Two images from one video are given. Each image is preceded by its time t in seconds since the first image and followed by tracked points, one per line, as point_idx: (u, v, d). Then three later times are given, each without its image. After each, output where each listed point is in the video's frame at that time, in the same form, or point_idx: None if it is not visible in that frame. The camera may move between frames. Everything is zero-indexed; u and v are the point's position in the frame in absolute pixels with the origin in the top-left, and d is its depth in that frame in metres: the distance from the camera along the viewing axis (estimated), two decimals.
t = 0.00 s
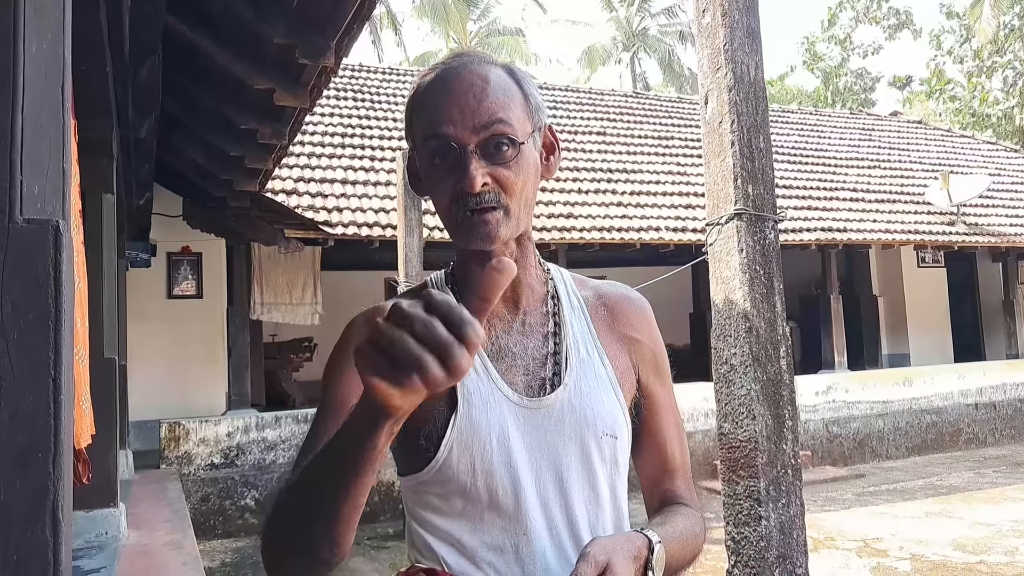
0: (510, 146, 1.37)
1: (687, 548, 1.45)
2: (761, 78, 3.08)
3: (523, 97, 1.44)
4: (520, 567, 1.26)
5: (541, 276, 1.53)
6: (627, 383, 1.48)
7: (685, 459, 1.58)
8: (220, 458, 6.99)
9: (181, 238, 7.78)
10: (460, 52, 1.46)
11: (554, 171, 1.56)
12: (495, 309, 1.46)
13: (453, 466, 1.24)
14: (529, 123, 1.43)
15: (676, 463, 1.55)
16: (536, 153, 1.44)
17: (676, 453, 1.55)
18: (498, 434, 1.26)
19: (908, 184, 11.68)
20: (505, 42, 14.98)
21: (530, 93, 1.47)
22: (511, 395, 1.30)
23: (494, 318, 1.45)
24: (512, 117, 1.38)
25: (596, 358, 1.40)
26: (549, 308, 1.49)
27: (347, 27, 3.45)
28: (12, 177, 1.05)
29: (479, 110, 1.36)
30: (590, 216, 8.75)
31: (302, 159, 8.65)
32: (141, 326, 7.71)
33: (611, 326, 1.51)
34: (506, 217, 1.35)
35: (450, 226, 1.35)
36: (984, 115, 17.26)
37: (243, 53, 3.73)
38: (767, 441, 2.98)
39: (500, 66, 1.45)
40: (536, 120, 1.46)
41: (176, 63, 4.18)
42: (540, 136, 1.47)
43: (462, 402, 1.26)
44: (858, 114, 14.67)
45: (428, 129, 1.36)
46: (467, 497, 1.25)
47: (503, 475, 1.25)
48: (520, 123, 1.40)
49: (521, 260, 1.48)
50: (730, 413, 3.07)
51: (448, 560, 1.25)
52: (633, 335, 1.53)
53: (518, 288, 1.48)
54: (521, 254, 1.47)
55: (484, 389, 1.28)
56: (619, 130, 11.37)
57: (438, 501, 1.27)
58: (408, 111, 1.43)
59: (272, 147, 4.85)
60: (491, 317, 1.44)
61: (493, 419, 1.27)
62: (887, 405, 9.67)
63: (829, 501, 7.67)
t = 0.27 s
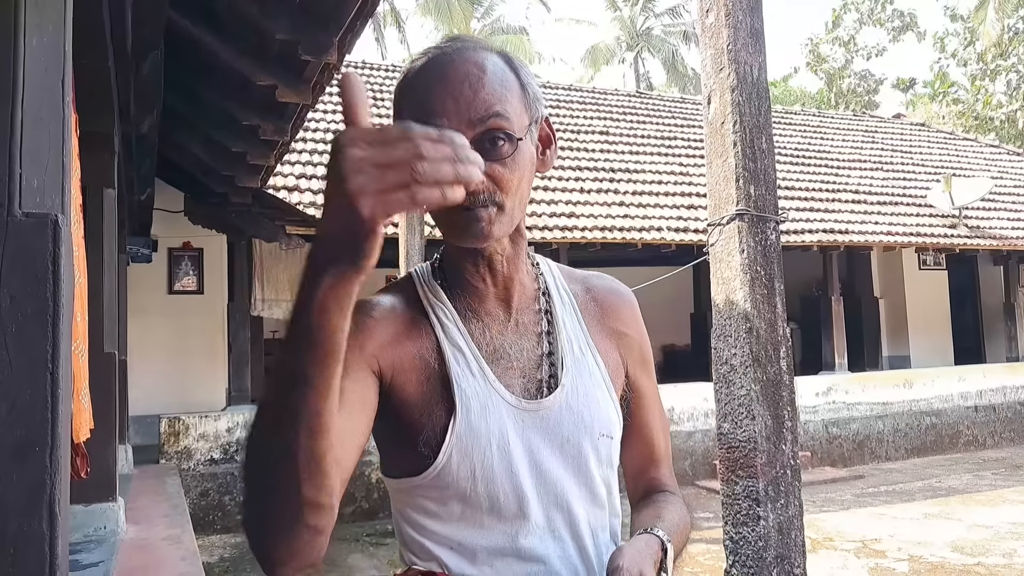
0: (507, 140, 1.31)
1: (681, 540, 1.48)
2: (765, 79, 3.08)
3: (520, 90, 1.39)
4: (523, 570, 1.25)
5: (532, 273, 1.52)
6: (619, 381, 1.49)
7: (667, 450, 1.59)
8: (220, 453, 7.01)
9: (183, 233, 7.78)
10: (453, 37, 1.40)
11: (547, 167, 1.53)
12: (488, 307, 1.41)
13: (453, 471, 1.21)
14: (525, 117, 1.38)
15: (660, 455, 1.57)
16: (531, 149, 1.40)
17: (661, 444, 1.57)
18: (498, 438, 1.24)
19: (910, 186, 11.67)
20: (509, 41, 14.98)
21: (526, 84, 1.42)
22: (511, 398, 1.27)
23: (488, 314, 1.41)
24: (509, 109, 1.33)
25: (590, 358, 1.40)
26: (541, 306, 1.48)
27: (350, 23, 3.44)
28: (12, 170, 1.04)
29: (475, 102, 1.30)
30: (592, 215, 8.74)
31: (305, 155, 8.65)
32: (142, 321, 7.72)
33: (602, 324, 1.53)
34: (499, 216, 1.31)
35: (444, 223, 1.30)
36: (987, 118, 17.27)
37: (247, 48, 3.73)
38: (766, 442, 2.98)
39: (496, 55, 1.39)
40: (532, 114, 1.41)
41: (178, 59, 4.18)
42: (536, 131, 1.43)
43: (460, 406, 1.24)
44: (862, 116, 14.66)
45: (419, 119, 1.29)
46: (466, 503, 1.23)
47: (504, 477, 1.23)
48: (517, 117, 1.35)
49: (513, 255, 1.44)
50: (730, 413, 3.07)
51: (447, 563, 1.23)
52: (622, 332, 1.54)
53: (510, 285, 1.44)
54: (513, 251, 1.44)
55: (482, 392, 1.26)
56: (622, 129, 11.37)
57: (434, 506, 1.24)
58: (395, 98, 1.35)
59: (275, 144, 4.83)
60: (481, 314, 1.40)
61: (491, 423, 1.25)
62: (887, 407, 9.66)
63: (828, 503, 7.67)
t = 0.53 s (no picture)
0: (505, 139, 1.31)
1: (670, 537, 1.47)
2: (766, 80, 3.08)
3: (519, 86, 1.39)
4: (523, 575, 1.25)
5: (522, 271, 1.53)
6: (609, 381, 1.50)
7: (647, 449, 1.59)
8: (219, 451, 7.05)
9: (184, 231, 7.77)
10: (453, 30, 1.40)
11: (544, 164, 1.54)
12: (481, 306, 1.42)
13: (450, 476, 1.22)
14: (524, 115, 1.38)
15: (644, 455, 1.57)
16: (529, 147, 1.40)
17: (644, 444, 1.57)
18: (494, 442, 1.24)
19: (912, 187, 11.67)
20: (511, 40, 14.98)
21: (525, 79, 1.42)
22: (507, 401, 1.27)
23: (481, 314, 1.42)
24: (508, 108, 1.34)
25: (583, 359, 1.40)
26: (532, 306, 1.48)
27: (352, 22, 3.44)
28: (13, 167, 1.05)
29: (473, 100, 1.30)
30: (593, 215, 8.74)
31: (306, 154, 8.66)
32: (143, 318, 7.73)
33: (593, 324, 1.53)
34: (496, 216, 1.31)
35: (438, 221, 1.30)
36: (989, 119, 17.27)
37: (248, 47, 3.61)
38: (766, 443, 2.97)
39: (494, 50, 1.39)
40: (531, 111, 1.42)
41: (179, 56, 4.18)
42: (533, 128, 1.43)
43: (457, 410, 1.24)
44: (864, 117, 14.65)
45: (415, 116, 1.29)
46: (464, 508, 1.23)
47: (501, 481, 1.23)
48: (516, 115, 1.35)
49: (505, 255, 1.45)
50: (729, 414, 3.07)
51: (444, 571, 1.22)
52: (612, 331, 1.55)
53: (503, 285, 1.45)
54: (505, 250, 1.44)
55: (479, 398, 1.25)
56: (623, 129, 11.37)
57: (429, 512, 1.24)
58: (392, 92, 1.35)
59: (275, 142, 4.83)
60: (476, 314, 1.41)
61: (486, 427, 1.24)
62: (888, 409, 9.65)
63: (828, 504, 7.67)
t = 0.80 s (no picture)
0: (508, 140, 1.32)
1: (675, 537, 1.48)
2: (768, 76, 3.08)
3: (520, 85, 1.39)
4: None
5: (523, 271, 1.53)
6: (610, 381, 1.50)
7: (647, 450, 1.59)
8: (224, 452, 7.04)
9: (187, 233, 7.80)
10: (453, 27, 1.38)
11: (544, 160, 1.55)
12: (482, 305, 1.42)
13: (453, 477, 1.21)
14: (525, 114, 1.39)
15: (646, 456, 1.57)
16: (530, 145, 1.41)
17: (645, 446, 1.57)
18: (498, 442, 1.23)
19: (915, 183, 11.64)
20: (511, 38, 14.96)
21: (525, 77, 1.42)
22: (510, 401, 1.27)
23: (481, 314, 1.41)
24: (510, 108, 1.34)
25: (584, 359, 1.41)
26: (533, 304, 1.49)
27: (352, 22, 3.44)
28: (19, 171, 1.05)
29: (475, 101, 1.29)
30: (595, 213, 8.74)
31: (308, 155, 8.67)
32: (147, 321, 7.75)
33: (593, 324, 1.54)
34: (499, 218, 1.33)
35: (440, 222, 1.31)
36: (992, 113, 17.21)
37: (248, 49, 3.71)
38: (771, 440, 2.97)
39: (495, 45, 1.39)
40: (532, 109, 1.43)
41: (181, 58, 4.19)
42: (534, 127, 1.44)
43: (459, 409, 1.23)
44: (866, 113, 14.61)
45: (417, 118, 1.28)
46: (467, 507, 1.23)
47: (505, 483, 1.23)
48: (517, 116, 1.36)
49: (506, 255, 1.44)
50: (734, 412, 3.08)
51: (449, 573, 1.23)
52: (611, 330, 1.55)
53: (504, 284, 1.45)
54: (507, 248, 1.44)
55: (484, 396, 1.25)
56: (625, 127, 11.35)
57: (431, 513, 1.23)
58: (391, 89, 1.33)
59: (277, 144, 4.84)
60: (478, 315, 1.41)
61: (489, 428, 1.24)
62: (893, 405, 9.63)
63: (833, 501, 7.66)
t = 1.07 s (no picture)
0: (504, 129, 1.31)
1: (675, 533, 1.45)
2: (778, 73, 3.06)
3: (514, 75, 1.36)
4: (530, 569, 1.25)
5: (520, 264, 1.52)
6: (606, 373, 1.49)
7: (649, 446, 1.56)
8: (229, 443, 7.05)
9: (194, 224, 7.82)
10: (446, 21, 1.37)
11: (541, 153, 1.53)
12: (482, 298, 1.39)
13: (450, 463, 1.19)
14: (521, 104, 1.37)
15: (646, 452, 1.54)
16: (527, 136, 1.39)
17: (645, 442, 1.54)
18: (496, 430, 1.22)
19: (924, 182, 11.58)
20: (519, 32, 14.91)
21: (520, 68, 1.39)
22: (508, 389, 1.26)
23: (482, 306, 1.39)
24: (505, 98, 1.32)
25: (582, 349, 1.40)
26: (532, 299, 1.48)
27: (362, 15, 3.43)
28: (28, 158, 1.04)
29: (470, 91, 1.29)
30: (602, 209, 8.72)
31: (315, 147, 8.68)
32: (153, 311, 7.77)
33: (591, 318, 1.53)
34: (497, 207, 1.31)
35: (439, 214, 1.30)
36: (1003, 114, 17.14)
37: (254, 40, 3.78)
38: (775, 437, 2.97)
39: (488, 37, 1.36)
40: (527, 100, 1.40)
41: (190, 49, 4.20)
42: (529, 118, 1.42)
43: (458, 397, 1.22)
44: (876, 111, 14.53)
45: (412, 111, 1.28)
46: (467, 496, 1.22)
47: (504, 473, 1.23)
48: (513, 105, 1.34)
49: (507, 248, 1.43)
50: (739, 409, 3.05)
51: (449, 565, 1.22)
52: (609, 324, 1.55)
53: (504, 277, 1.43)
54: (505, 243, 1.42)
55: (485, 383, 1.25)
56: (633, 123, 11.32)
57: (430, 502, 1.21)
58: (386, 87, 1.33)
59: (285, 136, 4.85)
60: (478, 306, 1.39)
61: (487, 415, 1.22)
62: (897, 405, 9.61)
63: (836, 500, 7.65)
